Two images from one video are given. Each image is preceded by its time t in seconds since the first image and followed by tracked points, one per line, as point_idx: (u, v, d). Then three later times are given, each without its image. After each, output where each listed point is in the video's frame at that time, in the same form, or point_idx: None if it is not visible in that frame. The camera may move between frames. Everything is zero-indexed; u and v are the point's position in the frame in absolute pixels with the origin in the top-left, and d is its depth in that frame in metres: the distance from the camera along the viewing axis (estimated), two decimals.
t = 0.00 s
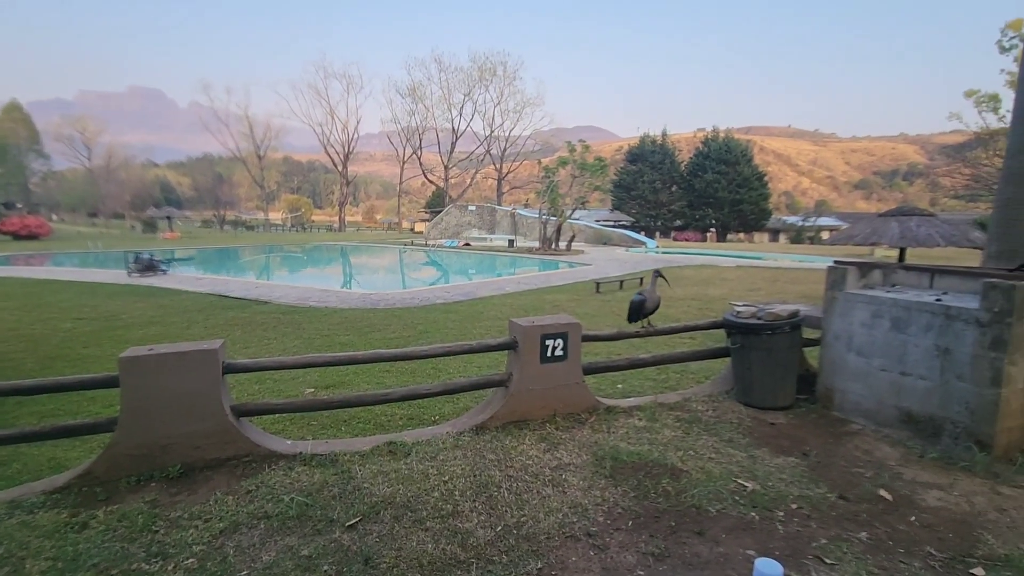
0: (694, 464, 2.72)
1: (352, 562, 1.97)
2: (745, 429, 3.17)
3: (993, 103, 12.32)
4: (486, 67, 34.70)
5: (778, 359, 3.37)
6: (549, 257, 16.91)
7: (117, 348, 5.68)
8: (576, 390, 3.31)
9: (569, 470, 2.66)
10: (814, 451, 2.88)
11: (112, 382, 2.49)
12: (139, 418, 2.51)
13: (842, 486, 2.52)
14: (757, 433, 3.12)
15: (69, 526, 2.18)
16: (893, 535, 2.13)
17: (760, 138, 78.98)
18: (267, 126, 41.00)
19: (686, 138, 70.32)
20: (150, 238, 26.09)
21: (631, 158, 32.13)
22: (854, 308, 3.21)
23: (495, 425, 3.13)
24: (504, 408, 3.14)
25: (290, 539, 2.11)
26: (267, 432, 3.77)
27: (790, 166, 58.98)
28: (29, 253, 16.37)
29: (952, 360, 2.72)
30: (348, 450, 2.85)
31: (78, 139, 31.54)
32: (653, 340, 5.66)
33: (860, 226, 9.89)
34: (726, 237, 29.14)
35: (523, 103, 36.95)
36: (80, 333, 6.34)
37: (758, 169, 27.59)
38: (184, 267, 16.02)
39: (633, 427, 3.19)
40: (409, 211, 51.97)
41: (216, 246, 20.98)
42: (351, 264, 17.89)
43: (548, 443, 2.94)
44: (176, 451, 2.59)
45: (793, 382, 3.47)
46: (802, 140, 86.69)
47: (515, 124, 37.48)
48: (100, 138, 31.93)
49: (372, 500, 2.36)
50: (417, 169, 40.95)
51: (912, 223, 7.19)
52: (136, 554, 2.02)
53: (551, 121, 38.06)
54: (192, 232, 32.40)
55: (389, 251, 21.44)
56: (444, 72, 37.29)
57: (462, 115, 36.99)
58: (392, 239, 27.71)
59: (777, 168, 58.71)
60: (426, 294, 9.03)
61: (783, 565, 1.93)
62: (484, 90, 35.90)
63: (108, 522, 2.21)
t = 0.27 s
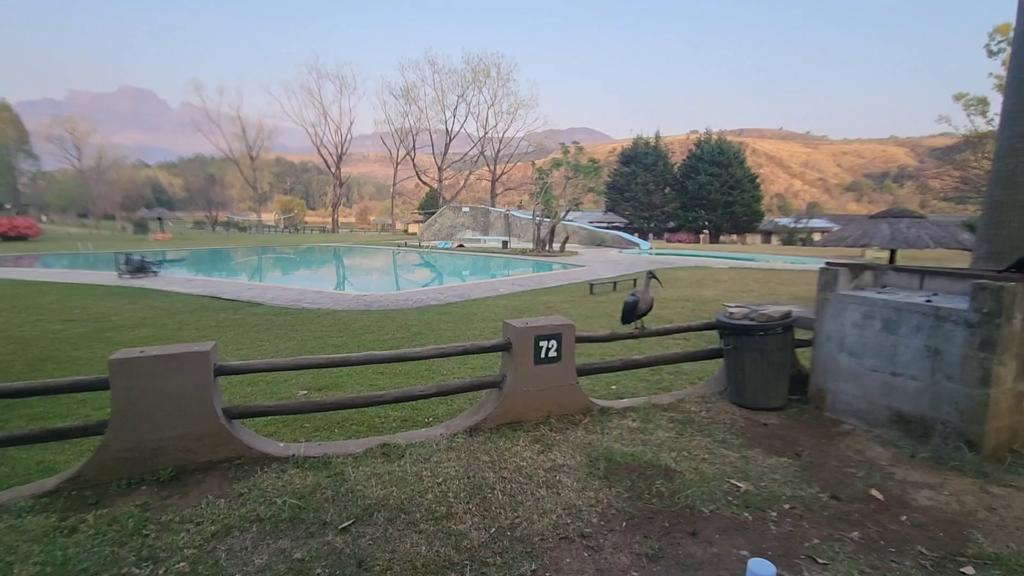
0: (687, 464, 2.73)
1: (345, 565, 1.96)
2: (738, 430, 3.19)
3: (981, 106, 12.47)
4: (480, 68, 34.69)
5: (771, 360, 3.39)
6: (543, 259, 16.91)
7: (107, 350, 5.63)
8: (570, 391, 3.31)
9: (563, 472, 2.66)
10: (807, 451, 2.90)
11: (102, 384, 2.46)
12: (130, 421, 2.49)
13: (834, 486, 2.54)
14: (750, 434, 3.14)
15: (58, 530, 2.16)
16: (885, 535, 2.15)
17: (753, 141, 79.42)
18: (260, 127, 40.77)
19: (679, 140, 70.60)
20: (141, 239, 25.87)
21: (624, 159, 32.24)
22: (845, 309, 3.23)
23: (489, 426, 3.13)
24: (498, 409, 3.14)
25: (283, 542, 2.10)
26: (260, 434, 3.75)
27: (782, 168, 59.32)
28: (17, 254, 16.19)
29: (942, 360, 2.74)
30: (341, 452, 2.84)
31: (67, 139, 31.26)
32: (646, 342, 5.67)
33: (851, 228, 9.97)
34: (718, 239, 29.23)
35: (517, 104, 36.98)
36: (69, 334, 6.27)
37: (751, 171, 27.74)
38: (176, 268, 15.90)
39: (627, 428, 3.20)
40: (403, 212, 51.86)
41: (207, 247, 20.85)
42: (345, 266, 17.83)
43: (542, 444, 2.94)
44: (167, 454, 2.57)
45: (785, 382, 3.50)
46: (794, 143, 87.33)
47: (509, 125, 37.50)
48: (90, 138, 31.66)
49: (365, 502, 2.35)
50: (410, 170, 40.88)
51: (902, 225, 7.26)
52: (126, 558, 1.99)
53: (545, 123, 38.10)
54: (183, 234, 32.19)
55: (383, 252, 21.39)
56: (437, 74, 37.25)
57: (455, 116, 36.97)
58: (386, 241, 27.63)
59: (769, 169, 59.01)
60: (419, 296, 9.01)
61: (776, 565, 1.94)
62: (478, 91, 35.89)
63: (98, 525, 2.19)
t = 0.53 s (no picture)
0: (681, 465, 2.73)
1: (339, 567, 1.95)
2: (731, 430, 3.20)
3: (971, 109, 12.58)
4: (474, 69, 34.76)
5: (764, 360, 3.40)
6: (538, 260, 16.93)
7: (98, 352, 5.58)
8: (564, 393, 3.31)
9: (557, 473, 2.66)
10: (799, 451, 2.92)
11: (92, 387, 2.44)
12: (120, 424, 2.47)
13: (827, 485, 2.55)
14: (743, 434, 3.15)
15: (47, 534, 2.14)
16: (877, 535, 2.16)
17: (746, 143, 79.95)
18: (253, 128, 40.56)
19: (672, 142, 70.98)
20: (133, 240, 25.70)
21: (618, 161, 32.42)
22: (838, 310, 3.25)
23: (483, 428, 3.13)
24: (491, 411, 3.14)
25: (276, 545, 2.09)
26: (252, 436, 3.72)
27: (774, 170, 59.72)
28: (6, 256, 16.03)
29: (933, 361, 2.76)
30: (334, 455, 2.83)
31: (58, 140, 31.04)
32: (640, 343, 5.68)
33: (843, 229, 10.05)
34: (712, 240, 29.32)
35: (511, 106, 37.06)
36: (60, 336, 6.22)
37: (744, 173, 27.86)
38: (168, 270, 15.80)
39: (621, 429, 3.20)
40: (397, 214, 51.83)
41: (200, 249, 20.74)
42: (338, 267, 17.79)
43: (537, 446, 2.94)
44: (158, 457, 2.54)
45: (779, 383, 3.52)
46: (788, 145, 87.73)
47: (503, 127, 37.58)
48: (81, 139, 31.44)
49: (359, 505, 2.34)
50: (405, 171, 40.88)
51: (893, 227, 7.31)
52: (117, 562, 1.98)
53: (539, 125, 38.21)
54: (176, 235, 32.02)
55: (377, 254, 21.35)
56: (431, 75, 37.27)
57: (449, 117, 36.99)
58: (380, 242, 27.62)
59: (762, 171, 59.40)
60: (414, 297, 8.99)
61: (769, 565, 1.95)
62: (472, 93, 35.95)
63: (88, 530, 2.17)
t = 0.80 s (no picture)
0: (675, 466, 2.74)
1: (333, 570, 1.94)
2: (726, 431, 3.21)
3: (962, 111, 12.70)
4: (468, 71, 34.80)
5: (757, 361, 3.42)
6: (533, 261, 16.94)
7: (89, 354, 5.53)
8: (558, 394, 3.31)
9: (552, 474, 2.66)
10: (792, 451, 2.94)
11: (83, 390, 2.42)
12: (111, 427, 2.45)
13: (820, 485, 2.57)
14: (738, 435, 3.17)
15: (37, 539, 2.11)
16: (868, 534, 2.17)
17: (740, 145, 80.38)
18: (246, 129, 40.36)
19: (667, 143, 71.33)
20: (125, 242, 25.47)
21: (613, 163, 32.60)
22: (831, 311, 3.27)
23: (478, 429, 3.12)
24: (486, 412, 3.13)
25: (269, 548, 2.08)
26: (246, 438, 3.70)
27: (768, 172, 60.08)
28: None
29: (924, 361, 2.78)
30: (328, 457, 2.82)
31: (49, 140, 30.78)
32: (635, 344, 5.69)
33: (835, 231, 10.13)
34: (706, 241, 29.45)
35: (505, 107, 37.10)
36: (50, 338, 6.17)
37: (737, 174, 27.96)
38: (160, 271, 15.71)
39: (615, 430, 3.20)
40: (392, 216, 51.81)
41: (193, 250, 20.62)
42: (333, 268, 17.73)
43: (531, 447, 2.94)
44: (149, 460, 2.53)
45: (773, 384, 3.54)
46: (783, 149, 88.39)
47: (498, 128, 37.60)
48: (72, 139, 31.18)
49: (353, 507, 2.33)
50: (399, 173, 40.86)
51: (885, 228, 7.35)
52: (109, 566, 1.96)
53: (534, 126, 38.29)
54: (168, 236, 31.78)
55: (372, 255, 21.29)
56: (425, 76, 37.25)
57: (443, 118, 36.97)
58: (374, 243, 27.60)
59: (756, 173, 59.71)
60: (408, 299, 8.98)
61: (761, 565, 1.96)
62: (467, 94, 35.94)
63: (79, 533, 2.15)
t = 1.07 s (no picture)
0: (672, 469, 2.68)
1: None
2: (722, 434, 3.15)
3: (958, 112, 12.78)
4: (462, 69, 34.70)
5: (754, 361, 3.38)
6: (528, 262, 16.86)
7: (76, 356, 5.42)
8: (553, 396, 3.25)
9: (547, 478, 2.59)
10: (789, 454, 2.88)
11: (67, 393, 2.33)
12: (99, 431, 2.36)
13: (818, 487, 2.52)
14: (734, 437, 3.11)
15: (20, 546, 2.03)
16: (867, 536, 2.13)
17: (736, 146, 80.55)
18: (238, 127, 40.02)
19: (665, 142, 71.43)
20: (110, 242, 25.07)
21: (610, 162, 32.76)
22: (827, 311, 3.25)
23: (473, 432, 3.05)
24: (483, 414, 3.07)
25: (259, 554, 2.00)
26: (237, 441, 3.61)
27: (764, 171, 60.17)
28: None
29: (921, 361, 2.75)
30: (320, 461, 2.74)
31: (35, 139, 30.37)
32: (631, 345, 5.64)
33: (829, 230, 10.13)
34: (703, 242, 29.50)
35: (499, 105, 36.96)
36: (35, 341, 6.04)
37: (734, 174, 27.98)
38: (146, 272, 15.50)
39: (611, 433, 3.14)
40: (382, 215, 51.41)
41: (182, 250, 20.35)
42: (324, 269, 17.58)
43: (527, 450, 2.87)
44: (137, 464, 2.44)
45: (769, 386, 3.49)
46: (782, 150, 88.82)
47: (492, 126, 37.45)
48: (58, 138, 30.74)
49: (344, 511, 2.26)
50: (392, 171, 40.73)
51: (882, 228, 7.35)
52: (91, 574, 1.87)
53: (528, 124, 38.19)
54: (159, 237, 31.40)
55: (364, 256, 21.13)
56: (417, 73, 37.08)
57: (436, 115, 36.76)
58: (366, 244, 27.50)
59: (753, 172, 59.70)
60: (401, 300, 8.90)
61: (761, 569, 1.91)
62: (460, 92, 35.81)
63: (64, 540, 2.06)
